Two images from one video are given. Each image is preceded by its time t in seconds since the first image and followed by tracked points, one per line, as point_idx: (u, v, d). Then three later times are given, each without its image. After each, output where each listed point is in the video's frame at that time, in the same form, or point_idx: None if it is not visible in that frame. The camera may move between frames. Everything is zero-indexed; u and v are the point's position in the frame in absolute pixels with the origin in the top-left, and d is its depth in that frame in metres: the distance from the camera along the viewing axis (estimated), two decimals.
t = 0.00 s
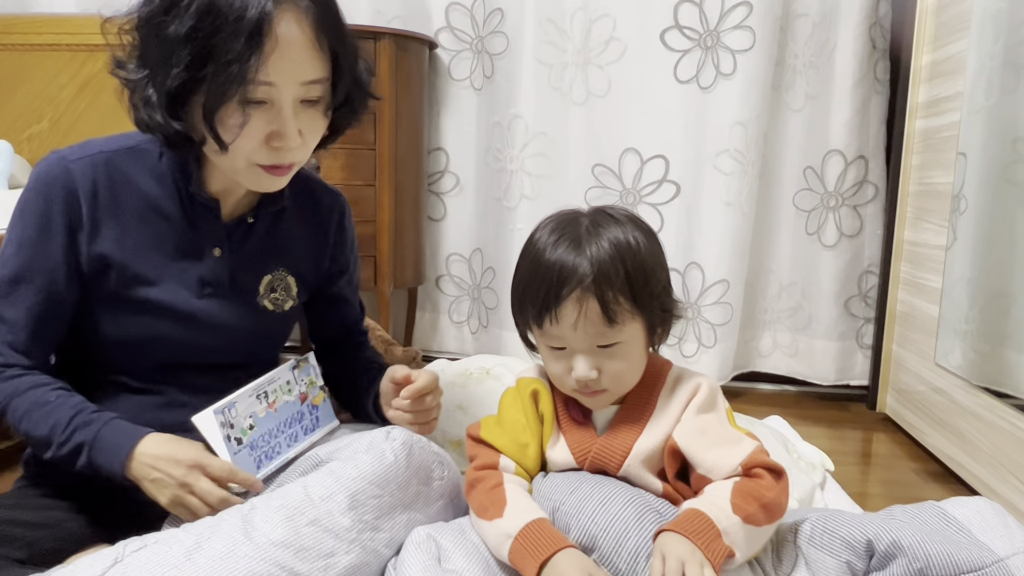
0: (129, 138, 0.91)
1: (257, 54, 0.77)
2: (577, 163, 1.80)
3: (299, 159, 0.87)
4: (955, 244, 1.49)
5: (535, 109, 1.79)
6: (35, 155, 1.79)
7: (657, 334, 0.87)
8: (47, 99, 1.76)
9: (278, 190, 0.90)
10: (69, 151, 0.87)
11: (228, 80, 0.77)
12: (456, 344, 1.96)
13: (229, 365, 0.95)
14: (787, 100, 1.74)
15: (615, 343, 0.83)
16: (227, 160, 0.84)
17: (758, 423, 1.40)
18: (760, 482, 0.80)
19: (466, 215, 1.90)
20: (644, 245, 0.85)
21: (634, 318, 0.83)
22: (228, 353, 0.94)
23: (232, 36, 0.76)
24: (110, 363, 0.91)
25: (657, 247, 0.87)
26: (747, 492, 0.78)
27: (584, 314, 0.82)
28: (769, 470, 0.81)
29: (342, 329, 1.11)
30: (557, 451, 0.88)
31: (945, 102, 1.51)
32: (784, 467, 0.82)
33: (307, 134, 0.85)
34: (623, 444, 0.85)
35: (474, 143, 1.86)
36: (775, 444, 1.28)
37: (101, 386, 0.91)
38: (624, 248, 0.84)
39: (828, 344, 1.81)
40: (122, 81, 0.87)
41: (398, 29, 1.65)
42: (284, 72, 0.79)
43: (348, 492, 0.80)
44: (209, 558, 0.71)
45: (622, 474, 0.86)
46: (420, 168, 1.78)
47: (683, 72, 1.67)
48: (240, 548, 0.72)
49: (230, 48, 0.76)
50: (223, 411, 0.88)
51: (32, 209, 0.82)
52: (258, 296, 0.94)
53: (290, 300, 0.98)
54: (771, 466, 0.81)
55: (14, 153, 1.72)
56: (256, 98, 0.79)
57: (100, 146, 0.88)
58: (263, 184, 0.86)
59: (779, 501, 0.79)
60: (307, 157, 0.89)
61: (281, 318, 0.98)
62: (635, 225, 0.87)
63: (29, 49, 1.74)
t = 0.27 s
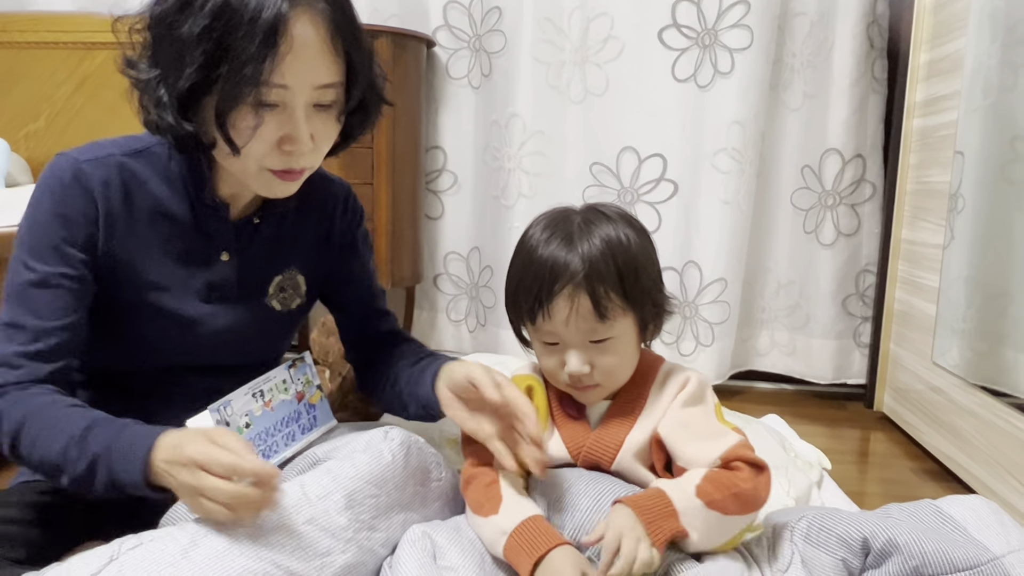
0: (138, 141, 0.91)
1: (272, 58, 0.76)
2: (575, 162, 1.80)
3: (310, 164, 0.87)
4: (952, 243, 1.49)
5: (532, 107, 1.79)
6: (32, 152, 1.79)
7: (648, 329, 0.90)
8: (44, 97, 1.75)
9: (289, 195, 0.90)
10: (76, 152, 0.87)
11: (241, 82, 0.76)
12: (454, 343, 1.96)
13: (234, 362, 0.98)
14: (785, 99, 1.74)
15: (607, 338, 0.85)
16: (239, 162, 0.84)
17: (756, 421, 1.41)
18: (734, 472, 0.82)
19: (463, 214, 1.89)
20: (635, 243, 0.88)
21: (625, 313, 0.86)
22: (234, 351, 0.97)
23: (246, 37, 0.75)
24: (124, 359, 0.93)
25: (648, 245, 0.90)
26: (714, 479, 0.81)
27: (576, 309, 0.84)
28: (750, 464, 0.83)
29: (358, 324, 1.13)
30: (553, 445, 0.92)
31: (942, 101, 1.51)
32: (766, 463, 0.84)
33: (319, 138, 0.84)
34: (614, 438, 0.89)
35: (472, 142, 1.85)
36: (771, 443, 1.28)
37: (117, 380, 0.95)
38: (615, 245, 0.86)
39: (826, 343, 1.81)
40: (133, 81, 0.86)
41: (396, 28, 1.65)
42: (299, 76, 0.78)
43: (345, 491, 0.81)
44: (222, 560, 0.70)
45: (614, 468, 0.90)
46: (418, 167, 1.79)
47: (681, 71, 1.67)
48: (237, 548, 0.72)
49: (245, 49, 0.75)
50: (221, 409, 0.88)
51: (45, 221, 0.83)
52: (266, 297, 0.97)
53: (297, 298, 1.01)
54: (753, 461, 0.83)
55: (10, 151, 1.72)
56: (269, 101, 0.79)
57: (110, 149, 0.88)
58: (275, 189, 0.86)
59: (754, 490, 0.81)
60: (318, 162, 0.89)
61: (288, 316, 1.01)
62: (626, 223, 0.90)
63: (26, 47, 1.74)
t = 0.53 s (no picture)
0: (148, 143, 0.91)
1: (277, 42, 0.76)
2: (573, 159, 1.80)
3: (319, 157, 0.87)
4: (949, 240, 1.50)
5: (530, 105, 1.79)
6: (29, 150, 1.78)
7: (638, 323, 0.91)
8: (41, 94, 1.75)
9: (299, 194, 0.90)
10: (96, 159, 0.87)
11: (248, 69, 0.76)
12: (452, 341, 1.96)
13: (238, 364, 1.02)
14: (782, 97, 1.74)
15: (599, 330, 0.86)
16: (245, 153, 0.83)
17: (753, 419, 1.41)
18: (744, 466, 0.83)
19: (461, 212, 1.89)
20: (626, 238, 0.89)
21: (617, 306, 0.87)
22: (237, 350, 1.00)
23: (249, 22, 0.75)
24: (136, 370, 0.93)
25: (639, 241, 0.91)
26: (736, 476, 0.82)
27: (568, 302, 0.84)
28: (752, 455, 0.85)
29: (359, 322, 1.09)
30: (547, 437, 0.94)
31: (939, 98, 1.51)
32: (767, 452, 0.86)
33: (327, 128, 0.84)
34: (609, 430, 0.89)
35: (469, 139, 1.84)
36: (769, 440, 1.28)
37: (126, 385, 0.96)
38: (607, 239, 0.87)
39: (823, 341, 1.81)
40: (134, 77, 0.85)
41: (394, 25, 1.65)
42: (307, 61, 0.78)
43: (344, 492, 0.84)
44: None
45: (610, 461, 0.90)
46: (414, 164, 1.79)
47: (678, 69, 1.66)
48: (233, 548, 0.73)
49: (249, 34, 0.75)
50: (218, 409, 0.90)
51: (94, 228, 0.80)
52: (276, 292, 0.99)
53: (303, 289, 1.03)
54: (754, 451, 0.85)
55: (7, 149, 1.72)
56: (276, 90, 0.78)
57: (133, 159, 0.87)
58: (283, 188, 0.86)
59: (764, 484, 0.83)
60: (328, 156, 0.89)
61: (293, 308, 1.03)
62: (618, 218, 0.91)
63: (25, 44, 1.74)
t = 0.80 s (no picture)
0: (156, 146, 0.90)
1: (298, 53, 0.75)
2: (571, 158, 1.80)
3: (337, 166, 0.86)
4: (947, 239, 1.50)
5: (528, 103, 1.79)
6: (24, 148, 1.78)
7: (644, 322, 0.91)
8: (37, 92, 1.75)
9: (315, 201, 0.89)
10: (103, 163, 0.86)
11: (267, 78, 0.74)
12: (449, 340, 1.96)
13: (247, 368, 1.02)
14: (780, 95, 1.74)
15: (608, 326, 0.86)
16: (265, 163, 0.82)
17: (751, 417, 1.41)
18: (741, 471, 0.83)
19: (458, 210, 1.89)
20: (636, 235, 0.89)
21: (626, 302, 0.86)
22: (247, 354, 1.00)
23: (270, 31, 0.74)
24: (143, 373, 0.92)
25: (647, 239, 0.91)
26: (730, 481, 0.81)
27: (579, 296, 0.84)
28: (750, 459, 0.85)
29: (371, 321, 1.11)
30: (544, 436, 0.96)
31: (937, 97, 1.51)
32: (765, 457, 0.86)
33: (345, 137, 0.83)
34: (605, 431, 0.90)
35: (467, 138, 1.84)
36: (766, 438, 1.28)
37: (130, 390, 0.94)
38: (618, 235, 0.87)
39: (821, 339, 1.81)
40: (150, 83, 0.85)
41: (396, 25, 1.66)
42: (328, 70, 0.77)
43: (341, 490, 0.85)
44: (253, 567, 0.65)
45: (607, 459, 0.91)
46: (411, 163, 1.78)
47: (677, 67, 1.66)
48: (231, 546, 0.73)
49: (270, 44, 0.74)
50: (217, 409, 0.90)
51: (98, 239, 0.79)
52: (287, 299, 0.99)
53: (310, 294, 1.03)
54: (752, 455, 0.85)
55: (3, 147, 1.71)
56: (296, 101, 0.77)
57: (138, 164, 0.85)
58: (300, 199, 0.86)
59: (760, 489, 0.82)
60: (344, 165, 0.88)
61: (301, 313, 1.04)
62: (626, 216, 0.91)
63: (22, 42, 1.74)
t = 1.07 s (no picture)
0: (161, 147, 0.89)
1: (312, 59, 0.75)
2: (570, 157, 1.80)
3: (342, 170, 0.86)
4: (944, 239, 1.50)
5: (526, 102, 1.78)
6: (21, 147, 1.77)
7: (638, 326, 0.91)
8: (34, 91, 1.74)
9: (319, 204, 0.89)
10: (104, 164, 0.85)
11: (279, 83, 0.74)
12: (447, 339, 1.96)
13: (245, 370, 1.02)
14: (778, 95, 1.74)
15: (601, 330, 0.86)
16: (272, 165, 0.82)
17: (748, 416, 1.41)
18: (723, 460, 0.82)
19: (456, 209, 1.89)
20: (634, 238, 0.88)
21: (620, 306, 0.86)
22: (245, 358, 1.00)
23: (285, 36, 0.74)
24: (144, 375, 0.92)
25: (645, 242, 0.90)
26: (707, 464, 0.81)
27: (573, 299, 0.84)
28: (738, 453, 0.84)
29: (368, 323, 1.10)
30: (536, 433, 0.96)
31: (935, 96, 1.51)
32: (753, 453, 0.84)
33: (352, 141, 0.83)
34: (596, 428, 0.91)
35: (465, 137, 1.85)
36: (763, 437, 1.28)
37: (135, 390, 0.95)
38: (614, 239, 0.87)
39: (819, 338, 1.81)
40: (161, 80, 0.84)
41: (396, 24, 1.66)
42: (339, 75, 0.77)
43: (330, 489, 0.85)
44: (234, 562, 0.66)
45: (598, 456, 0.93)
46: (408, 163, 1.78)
47: (675, 66, 1.66)
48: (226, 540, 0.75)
49: (285, 49, 0.74)
50: (212, 407, 0.90)
51: (95, 241, 0.79)
52: (288, 301, 1.00)
53: (311, 296, 1.04)
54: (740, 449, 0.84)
55: None
56: (307, 103, 0.77)
57: (141, 166, 0.85)
58: (297, 199, 0.85)
59: (740, 478, 0.81)
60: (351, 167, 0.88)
61: (301, 316, 1.04)
62: (625, 219, 0.90)
63: (18, 41, 1.73)
